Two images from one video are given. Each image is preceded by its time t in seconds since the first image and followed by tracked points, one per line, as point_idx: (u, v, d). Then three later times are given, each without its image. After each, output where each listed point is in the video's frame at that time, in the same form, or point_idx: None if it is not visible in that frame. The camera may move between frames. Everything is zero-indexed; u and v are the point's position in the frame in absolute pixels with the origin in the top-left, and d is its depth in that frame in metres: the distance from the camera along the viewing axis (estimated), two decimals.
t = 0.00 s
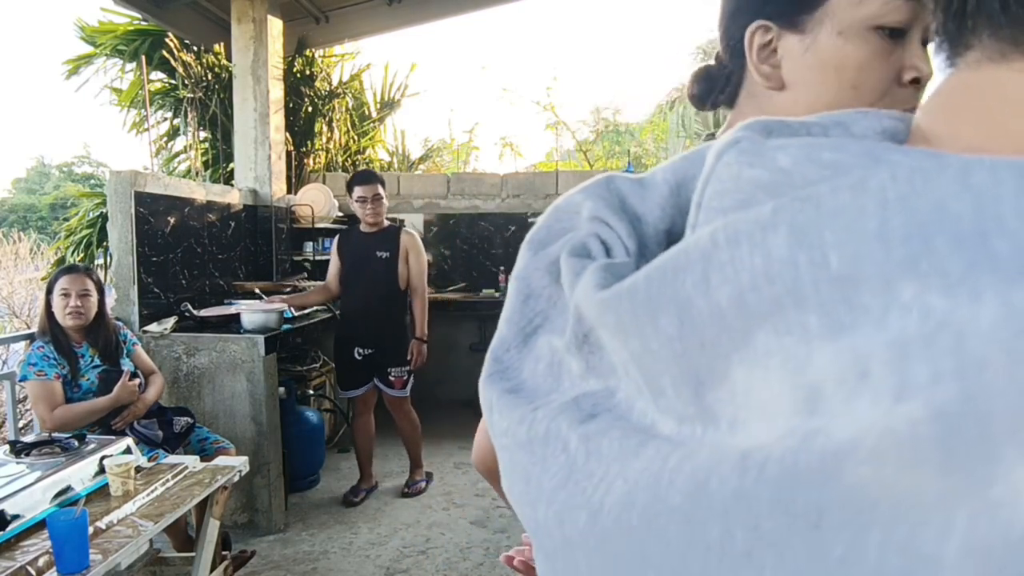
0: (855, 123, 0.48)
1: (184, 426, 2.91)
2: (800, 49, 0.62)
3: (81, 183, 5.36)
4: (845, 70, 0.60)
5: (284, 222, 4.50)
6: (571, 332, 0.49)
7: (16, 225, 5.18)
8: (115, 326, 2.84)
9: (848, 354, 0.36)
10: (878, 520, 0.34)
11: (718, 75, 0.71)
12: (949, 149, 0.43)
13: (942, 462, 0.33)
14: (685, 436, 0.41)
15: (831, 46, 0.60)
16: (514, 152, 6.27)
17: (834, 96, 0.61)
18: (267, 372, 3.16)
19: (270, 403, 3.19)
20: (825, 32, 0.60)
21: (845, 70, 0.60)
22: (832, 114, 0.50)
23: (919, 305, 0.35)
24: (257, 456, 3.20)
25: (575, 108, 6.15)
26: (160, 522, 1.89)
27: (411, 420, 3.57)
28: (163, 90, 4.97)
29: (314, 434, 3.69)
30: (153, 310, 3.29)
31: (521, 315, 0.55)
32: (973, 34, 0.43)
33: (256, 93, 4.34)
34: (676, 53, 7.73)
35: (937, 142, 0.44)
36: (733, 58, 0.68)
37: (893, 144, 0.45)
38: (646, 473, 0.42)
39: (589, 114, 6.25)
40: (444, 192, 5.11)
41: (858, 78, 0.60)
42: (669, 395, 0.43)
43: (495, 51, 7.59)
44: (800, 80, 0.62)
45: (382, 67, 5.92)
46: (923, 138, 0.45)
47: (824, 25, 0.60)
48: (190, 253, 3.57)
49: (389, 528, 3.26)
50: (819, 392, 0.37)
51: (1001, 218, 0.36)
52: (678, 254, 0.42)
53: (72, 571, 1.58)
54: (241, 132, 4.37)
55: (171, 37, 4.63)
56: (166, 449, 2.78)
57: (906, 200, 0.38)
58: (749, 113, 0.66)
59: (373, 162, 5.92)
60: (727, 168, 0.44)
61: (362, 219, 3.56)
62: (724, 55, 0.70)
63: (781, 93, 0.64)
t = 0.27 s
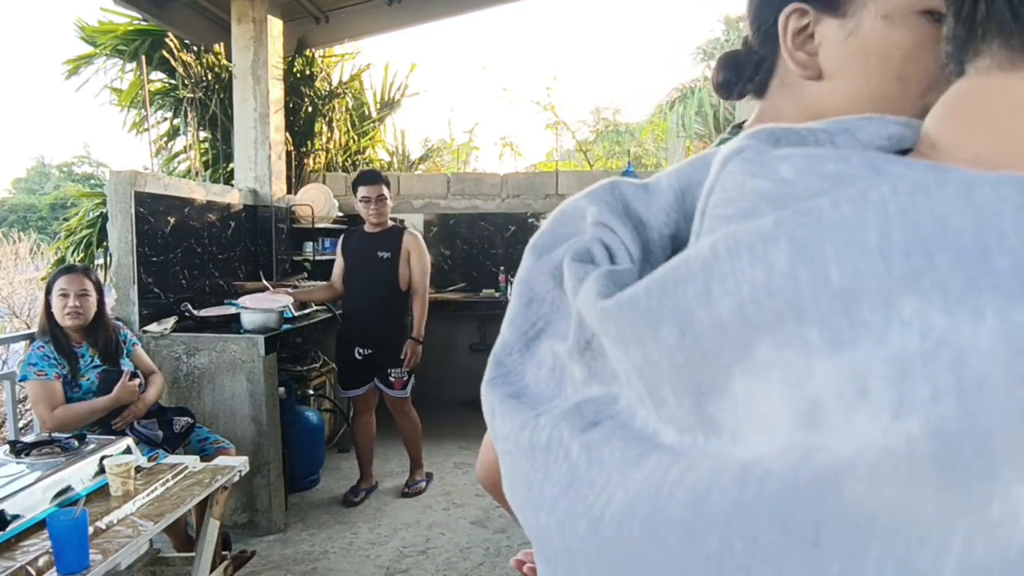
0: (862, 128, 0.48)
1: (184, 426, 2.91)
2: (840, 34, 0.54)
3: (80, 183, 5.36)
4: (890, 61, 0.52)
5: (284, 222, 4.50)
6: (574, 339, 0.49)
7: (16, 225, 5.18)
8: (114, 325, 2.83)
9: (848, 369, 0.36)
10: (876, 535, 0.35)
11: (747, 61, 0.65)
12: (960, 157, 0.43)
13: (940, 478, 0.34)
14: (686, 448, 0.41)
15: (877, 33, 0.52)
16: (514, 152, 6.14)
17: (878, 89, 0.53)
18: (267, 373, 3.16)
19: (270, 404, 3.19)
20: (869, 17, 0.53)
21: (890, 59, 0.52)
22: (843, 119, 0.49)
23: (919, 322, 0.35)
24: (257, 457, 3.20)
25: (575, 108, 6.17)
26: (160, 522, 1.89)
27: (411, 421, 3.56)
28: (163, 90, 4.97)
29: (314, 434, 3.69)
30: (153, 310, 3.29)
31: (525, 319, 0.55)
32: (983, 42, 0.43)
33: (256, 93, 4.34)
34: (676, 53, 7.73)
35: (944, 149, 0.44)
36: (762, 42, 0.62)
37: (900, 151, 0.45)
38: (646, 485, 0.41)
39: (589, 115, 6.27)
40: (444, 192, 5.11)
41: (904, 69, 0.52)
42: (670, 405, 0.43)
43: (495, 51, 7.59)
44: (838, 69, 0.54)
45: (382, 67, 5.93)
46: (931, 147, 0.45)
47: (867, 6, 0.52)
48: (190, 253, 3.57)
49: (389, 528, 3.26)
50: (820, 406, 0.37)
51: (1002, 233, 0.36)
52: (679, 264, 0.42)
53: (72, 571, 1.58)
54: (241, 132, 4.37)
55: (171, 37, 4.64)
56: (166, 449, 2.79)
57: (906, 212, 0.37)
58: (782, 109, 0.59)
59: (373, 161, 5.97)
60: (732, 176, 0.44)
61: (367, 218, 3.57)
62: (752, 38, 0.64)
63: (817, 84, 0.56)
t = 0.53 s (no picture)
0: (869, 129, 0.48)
1: (184, 426, 2.92)
2: (866, 31, 0.52)
3: (80, 183, 5.37)
4: (919, 60, 0.51)
5: (284, 222, 4.51)
6: (585, 335, 0.50)
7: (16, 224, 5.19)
8: (113, 325, 2.84)
9: (857, 361, 0.37)
10: (882, 523, 0.36)
11: (768, 53, 0.63)
12: (963, 155, 0.44)
13: (945, 465, 0.35)
14: (696, 439, 0.42)
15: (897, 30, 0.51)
16: (513, 152, 6.07)
17: (906, 90, 0.52)
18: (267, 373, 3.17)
19: (270, 404, 3.20)
20: (897, 13, 0.51)
21: (919, 58, 0.51)
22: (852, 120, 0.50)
23: (926, 315, 0.36)
24: (257, 456, 3.21)
25: (575, 108, 6.18)
26: (160, 522, 1.90)
27: (414, 419, 3.57)
28: (163, 90, 4.98)
29: (314, 434, 3.70)
30: (153, 310, 3.30)
31: (536, 316, 0.56)
32: (989, 43, 0.45)
33: (256, 93, 4.35)
34: (675, 53, 7.73)
35: (949, 149, 0.45)
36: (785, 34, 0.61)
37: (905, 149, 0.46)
38: (657, 475, 0.42)
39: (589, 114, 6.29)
40: (444, 192, 5.12)
41: (933, 68, 0.50)
42: (681, 398, 0.44)
43: (495, 51, 7.59)
44: (864, 66, 0.53)
45: (382, 67, 5.93)
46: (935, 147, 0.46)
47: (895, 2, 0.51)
48: (190, 253, 3.58)
49: (389, 528, 3.27)
50: (829, 397, 0.38)
51: (1007, 230, 0.37)
52: (691, 259, 0.43)
53: (72, 571, 1.59)
54: (241, 132, 4.38)
55: (171, 37, 4.64)
56: (166, 449, 2.79)
57: (914, 210, 0.38)
58: (809, 107, 0.58)
59: (373, 162, 5.94)
60: (743, 175, 0.45)
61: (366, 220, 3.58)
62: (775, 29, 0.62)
63: (843, 82, 0.55)
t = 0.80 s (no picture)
0: (859, 128, 0.48)
1: (184, 426, 2.92)
2: (873, 34, 0.53)
3: (80, 183, 5.37)
4: (924, 66, 0.51)
5: (284, 222, 4.52)
6: (579, 331, 0.50)
7: (16, 224, 5.19)
8: (113, 324, 2.85)
9: (848, 351, 0.37)
10: (877, 512, 0.36)
11: (780, 48, 0.64)
12: (949, 149, 0.44)
13: (936, 449, 0.35)
14: (690, 432, 0.43)
15: (902, 32, 0.51)
16: (513, 151, 6.13)
17: (909, 95, 0.52)
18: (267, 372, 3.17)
19: (270, 403, 3.20)
20: (904, 15, 0.51)
21: (925, 64, 0.51)
22: (844, 120, 0.50)
23: (916, 302, 0.36)
24: (257, 456, 3.21)
25: (575, 108, 6.17)
26: (160, 522, 1.91)
27: (417, 418, 3.56)
28: (163, 90, 4.98)
29: (314, 434, 3.70)
30: (153, 310, 3.30)
31: (531, 316, 0.56)
32: (974, 39, 0.45)
33: (256, 93, 4.35)
34: (675, 53, 7.73)
35: (939, 144, 0.45)
36: (796, 32, 0.61)
37: (894, 145, 0.46)
38: (653, 468, 0.43)
39: (588, 115, 6.25)
40: (444, 192, 5.12)
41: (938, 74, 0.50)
42: (674, 391, 0.44)
43: (495, 51, 7.58)
44: (869, 70, 0.53)
45: (382, 67, 5.93)
46: (924, 141, 0.46)
47: (903, 5, 0.51)
48: (190, 253, 3.59)
49: (389, 528, 3.27)
50: (819, 386, 0.38)
51: (995, 218, 0.37)
52: (683, 254, 0.44)
53: (72, 571, 1.59)
54: (241, 132, 4.38)
55: (171, 37, 4.64)
56: (166, 449, 2.80)
57: (903, 198, 0.38)
58: (815, 106, 0.59)
59: (373, 161, 5.98)
60: (735, 171, 0.46)
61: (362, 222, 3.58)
62: (789, 24, 0.62)
63: (848, 85, 0.55)
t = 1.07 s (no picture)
0: (859, 132, 0.47)
1: (184, 426, 2.92)
2: (865, 36, 0.52)
3: (80, 183, 5.36)
4: (920, 65, 0.51)
5: (284, 222, 4.51)
6: (579, 337, 0.49)
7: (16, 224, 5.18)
8: (112, 323, 2.84)
9: (856, 358, 0.37)
10: (886, 521, 0.35)
11: (775, 49, 0.63)
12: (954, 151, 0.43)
13: (947, 460, 0.34)
14: (695, 440, 0.42)
15: (895, 35, 0.51)
16: (513, 152, 6.07)
17: (904, 96, 0.52)
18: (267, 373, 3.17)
19: (270, 404, 3.19)
20: (896, 18, 0.51)
21: (920, 65, 0.51)
22: (845, 123, 0.49)
23: (926, 310, 0.36)
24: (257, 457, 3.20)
25: (575, 108, 6.16)
26: (160, 522, 1.90)
27: (417, 418, 3.55)
28: (163, 90, 4.98)
29: (314, 434, 3.70)
30: (153, 310, 3.29)
31: (529, 322, 0.55)
32: (980, 40, 0.44)
33: (256, 93, 4.35)
34: (675, 54, 7.73)
35: (944, 147, 0.44)
36: (791, 32, 0.60)
37: (896, 148, 0.46)
38: (657, 476, 0.42)
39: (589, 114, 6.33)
40: (444, 192, 5.12)
41: (933, 74, 0.50)
42: (678, 399, 0.43)
43: (495, 51, 7.58)
44: (863, 72, 0.53)
45: (382, 67, 5.93)
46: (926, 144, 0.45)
47: (896, 7, 0.51)
48: (190, 253, 3.58)
49: (389, 528, 3.27)
50: (826, 394, 0.37)
51: (1005, 224, 0.36)
52: (685, 260, 0.43)
53: (72, 571, 1.59)
54: (241, 132, 4.38)
55: (171, 37, 4.63)
56: (166, 449, 2.79)
57: (912, 204, 0.38)
58: (810, 109, 0.58)
59: (373, 161, 5.96)
60: (739, 175, 0.45)
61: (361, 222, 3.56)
62: (783, 25, 0.62)
63: (842, 87, 0.55)
